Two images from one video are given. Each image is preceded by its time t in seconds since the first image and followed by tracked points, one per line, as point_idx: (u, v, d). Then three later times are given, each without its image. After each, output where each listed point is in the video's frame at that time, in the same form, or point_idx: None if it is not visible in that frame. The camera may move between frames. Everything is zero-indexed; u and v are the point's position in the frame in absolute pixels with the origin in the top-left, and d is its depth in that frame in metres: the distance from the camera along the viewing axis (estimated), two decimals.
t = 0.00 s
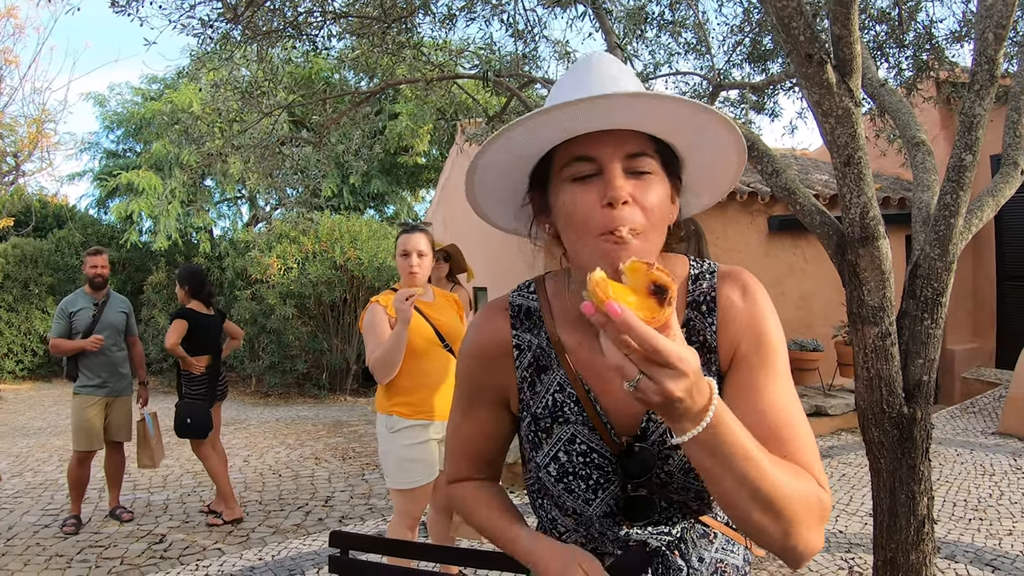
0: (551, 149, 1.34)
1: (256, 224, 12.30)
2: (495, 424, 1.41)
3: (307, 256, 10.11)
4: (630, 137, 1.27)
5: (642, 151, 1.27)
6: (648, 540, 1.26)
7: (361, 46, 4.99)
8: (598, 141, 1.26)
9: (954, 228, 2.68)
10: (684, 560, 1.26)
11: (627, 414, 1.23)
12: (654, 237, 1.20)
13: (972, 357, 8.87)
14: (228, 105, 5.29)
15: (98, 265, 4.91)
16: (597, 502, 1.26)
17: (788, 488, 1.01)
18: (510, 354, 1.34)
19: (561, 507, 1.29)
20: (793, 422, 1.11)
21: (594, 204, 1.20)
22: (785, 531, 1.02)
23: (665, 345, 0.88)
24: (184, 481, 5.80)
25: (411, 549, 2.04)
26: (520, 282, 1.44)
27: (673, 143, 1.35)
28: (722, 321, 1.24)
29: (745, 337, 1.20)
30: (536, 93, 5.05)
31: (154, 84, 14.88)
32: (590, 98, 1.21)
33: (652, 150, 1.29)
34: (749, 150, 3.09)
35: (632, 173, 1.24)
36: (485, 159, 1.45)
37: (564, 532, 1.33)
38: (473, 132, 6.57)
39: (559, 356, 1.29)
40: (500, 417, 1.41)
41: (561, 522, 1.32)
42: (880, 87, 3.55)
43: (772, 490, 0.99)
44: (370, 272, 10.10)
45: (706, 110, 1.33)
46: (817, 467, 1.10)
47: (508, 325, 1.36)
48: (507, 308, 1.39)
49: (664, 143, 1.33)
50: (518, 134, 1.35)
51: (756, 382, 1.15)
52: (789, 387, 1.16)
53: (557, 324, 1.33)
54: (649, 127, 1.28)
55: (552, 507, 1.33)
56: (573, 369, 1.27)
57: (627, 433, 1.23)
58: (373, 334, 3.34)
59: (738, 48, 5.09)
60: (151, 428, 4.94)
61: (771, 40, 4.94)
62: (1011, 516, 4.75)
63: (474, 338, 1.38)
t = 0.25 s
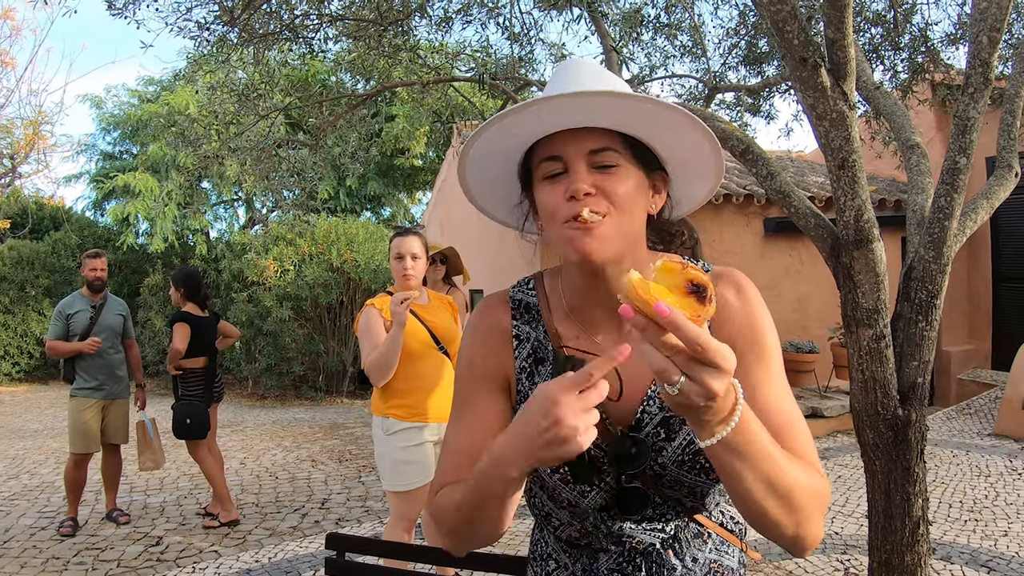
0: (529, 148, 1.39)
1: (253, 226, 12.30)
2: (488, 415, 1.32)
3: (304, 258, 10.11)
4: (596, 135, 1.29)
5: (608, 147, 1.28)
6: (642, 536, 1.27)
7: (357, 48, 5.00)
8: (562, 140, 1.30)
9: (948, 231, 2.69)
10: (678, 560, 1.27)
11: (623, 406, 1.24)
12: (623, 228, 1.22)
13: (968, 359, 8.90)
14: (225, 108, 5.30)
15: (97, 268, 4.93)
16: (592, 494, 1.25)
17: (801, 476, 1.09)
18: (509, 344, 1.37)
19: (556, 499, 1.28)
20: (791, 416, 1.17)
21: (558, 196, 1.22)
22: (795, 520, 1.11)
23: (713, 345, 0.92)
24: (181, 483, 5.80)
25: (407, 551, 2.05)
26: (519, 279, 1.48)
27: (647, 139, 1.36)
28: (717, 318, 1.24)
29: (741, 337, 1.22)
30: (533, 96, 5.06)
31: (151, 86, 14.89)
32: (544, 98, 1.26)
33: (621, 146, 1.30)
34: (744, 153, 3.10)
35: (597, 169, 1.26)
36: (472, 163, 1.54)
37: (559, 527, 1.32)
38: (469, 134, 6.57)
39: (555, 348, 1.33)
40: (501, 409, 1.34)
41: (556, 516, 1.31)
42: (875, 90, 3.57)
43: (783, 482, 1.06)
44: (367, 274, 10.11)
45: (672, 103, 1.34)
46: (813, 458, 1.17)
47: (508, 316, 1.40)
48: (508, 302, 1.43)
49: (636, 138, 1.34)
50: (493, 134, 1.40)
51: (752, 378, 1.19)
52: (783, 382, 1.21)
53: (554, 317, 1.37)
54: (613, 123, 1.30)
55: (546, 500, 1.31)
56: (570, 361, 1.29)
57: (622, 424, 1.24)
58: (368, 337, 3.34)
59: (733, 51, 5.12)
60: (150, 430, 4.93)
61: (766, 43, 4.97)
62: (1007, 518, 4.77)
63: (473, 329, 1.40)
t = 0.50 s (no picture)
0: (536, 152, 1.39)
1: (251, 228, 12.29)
2: (500, 397, 1.32)
3: (302, 260, 10.11)
4: (599, 139, 1.29)
5: (612, 150, 1.28)
6: (646, 533, 1.27)
7: (357, 50, 5.00)
8: (565, 144, 1.30)
9: (948, 233, 2.69)
10: (682, 558, 1.27)
11: (625, 397, 1.29)
12: (628, 230, 1.24)
13: (967, 360, 8.91)
14: (224, 110, 5.29)
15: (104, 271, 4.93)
16: (599, 486, 1.26)
17: (816, 468, 1.17)
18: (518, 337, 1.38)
19: (561, 491, 1.27)
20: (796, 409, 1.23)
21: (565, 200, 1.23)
22: (808, 510, 1.18)
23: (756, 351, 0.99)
24: (180, 485, 5.79)
25: (408, 554, 2.05)
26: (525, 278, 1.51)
27: (650, 141, 1.36)
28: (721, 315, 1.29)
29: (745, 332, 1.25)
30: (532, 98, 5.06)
31: (149, 88, 14.89)
32: (549, 111, 1.26)
33: (626, 149, 1.31)
34: (743, 155, 3.10)
35: (602, 173, 1.26)
36: (474, 169, 1.54)
37: (563, 523, 1.32)
38: (468, 137, 6.57)
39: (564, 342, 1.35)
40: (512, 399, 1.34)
41: (560, 511, 1.31)
42: (874, 93, 3.58)
43: (799, 474, 1.14)
44: (365, 275, 10.10)
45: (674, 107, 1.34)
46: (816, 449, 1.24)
47: (517, 312, 1.42)
48: (517, 298, 1.44)
49: (639, 141, 1.34)
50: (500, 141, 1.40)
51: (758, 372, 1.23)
52: (785, 377, 1.25)
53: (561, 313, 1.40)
54: (617, 127, 1.30)
55: (551, 494, 1.30)
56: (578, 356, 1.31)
57: (627, 415, 1.28)
58: (367, 340, 3.34)
59: (733, 53, 5.12)
60: (150, 432, 4.92)
61: (765, 45, 4.97)
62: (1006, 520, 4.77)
63: (479, 321, 1.40)
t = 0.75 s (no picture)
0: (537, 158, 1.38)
1: (250, 229, 12.29)
2: (507, 385, 1.32)
3: (301, 261, 10.10)
4: (605, 141, 1.29)
5: (619, 152, 1.28)
6: (647, 525, 1.27)
7: (356, 51, 5.01)
8: (572, 147, 1.29)
9: (947, 232, 2.69)
10: (682, 552, 1.27)
11: (627, 388, 1.29)
12: (630, 231, 1.26)
13: (965, 360, 8.92)
14: (223, 111, 5.29)
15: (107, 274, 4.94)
16: (600, 477, 1.26)
17: (819, 463, 1.18)
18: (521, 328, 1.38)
19: (563, 482, 1.28)
20: (798, 406, 1.22)
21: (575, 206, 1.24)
22: (809, 503, 1.17)
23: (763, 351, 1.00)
24: (179, 486, 5.78)
25: (408, 552, 2.05)
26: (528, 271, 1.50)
27: (655, 142, 1.36)
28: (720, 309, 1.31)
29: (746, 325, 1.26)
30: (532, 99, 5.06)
31: (148, 90, 14.90)
32: (559, 117, 1.26)
33: (632, 151, 1.31)
34: (743, 155, 3.10)
35: (607, 176, 1.26)
36: (478, 171, 1.53)
37: (564, 515, 1.33)
38: (467, 138, 6.56)
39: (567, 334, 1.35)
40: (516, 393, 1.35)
41: (561, 502, 1.32)
42: (872, 93, 3.58)
43: (801, 467, 1.14)
44: (364, 276, 10.09)
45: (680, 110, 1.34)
46: (817, 444, 1.24)
47: (520, 301, 1.41)
48: (519, 288, 1.44)
49: (644, 142, 1.34)
50: (504, 145, 1.39)
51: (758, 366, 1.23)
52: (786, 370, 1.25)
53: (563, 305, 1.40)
54: (623, 129, 1.30)
55: (552, 485, 1.30)
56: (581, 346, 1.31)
57: (628, 405, 1.29)
58: (367, 340, 3.34)
59: (732, 54, 5.13)
60: (149, 433, 4.92)
61: (764, 46, 4.98)
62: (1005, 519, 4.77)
63: (484, 313, 1.41)
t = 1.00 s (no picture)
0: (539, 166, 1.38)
1: (249, 229, 12.29)
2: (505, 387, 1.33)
3: (301, 261, 10.10)
4: (607, 151, 1.29)
5: (620, 162, 1.28)
6: (646, 526, 1.28)
7: (356, 51, 5.01)
8: (573, 156, 1.29)
9: (946, 234, 2.70)
10: (681, 553, 1.28)
11: (626, 392, 1.30)
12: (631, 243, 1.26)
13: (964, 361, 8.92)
14: (223, 111, 5.29)
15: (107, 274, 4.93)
16: (598, 479, 1.26)
17: (812, 472, 1.18)
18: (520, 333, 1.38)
19: (562, 484, 1.29)
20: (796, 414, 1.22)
21: (577, 216, 1.24)
22: (805, 510, 1.19)
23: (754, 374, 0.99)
24: (179, 486, 5.79)
25: (408, 553, 2.06)
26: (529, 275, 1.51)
27: (655, 150, 1.36)
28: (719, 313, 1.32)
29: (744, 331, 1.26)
30: (532, 99, 5.06)
31: (148, 90, 14.90)
32: (564, 126, 1.26)
33: (634, 160, 1.31)
34: (743, 157, 3.11)
35: (609, 186, 1.26)
36: (478, 179, 1.53)
37: (563, 517, 1.33)
38: (467, 138, 6.57)
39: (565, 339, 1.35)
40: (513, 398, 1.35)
41: (560, 504, 1.32)
42: (872, 94, 3.59)
43: (796, 477, 1.15)
44: (363, 277, 10.09)
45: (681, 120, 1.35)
46: (815, 451, 1.23)
47: (518, 306, 1.42)
48: (520, 293, 1.45)
49: (645, 151, 1.35)
50: (506, 154, 1.39)
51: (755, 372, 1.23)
52: (784, 377, 1.25)
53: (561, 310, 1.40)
54: (624, 140, 1.30)
55: (551, 487, 1.31)
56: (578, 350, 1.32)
57: (626, 408, 1.29)
58: (366, 340, 3.34)
59: (731, 55, 5.13)
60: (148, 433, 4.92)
61: (763, 47, 4.99)
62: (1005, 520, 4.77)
63: (484, 315, 1.41)
